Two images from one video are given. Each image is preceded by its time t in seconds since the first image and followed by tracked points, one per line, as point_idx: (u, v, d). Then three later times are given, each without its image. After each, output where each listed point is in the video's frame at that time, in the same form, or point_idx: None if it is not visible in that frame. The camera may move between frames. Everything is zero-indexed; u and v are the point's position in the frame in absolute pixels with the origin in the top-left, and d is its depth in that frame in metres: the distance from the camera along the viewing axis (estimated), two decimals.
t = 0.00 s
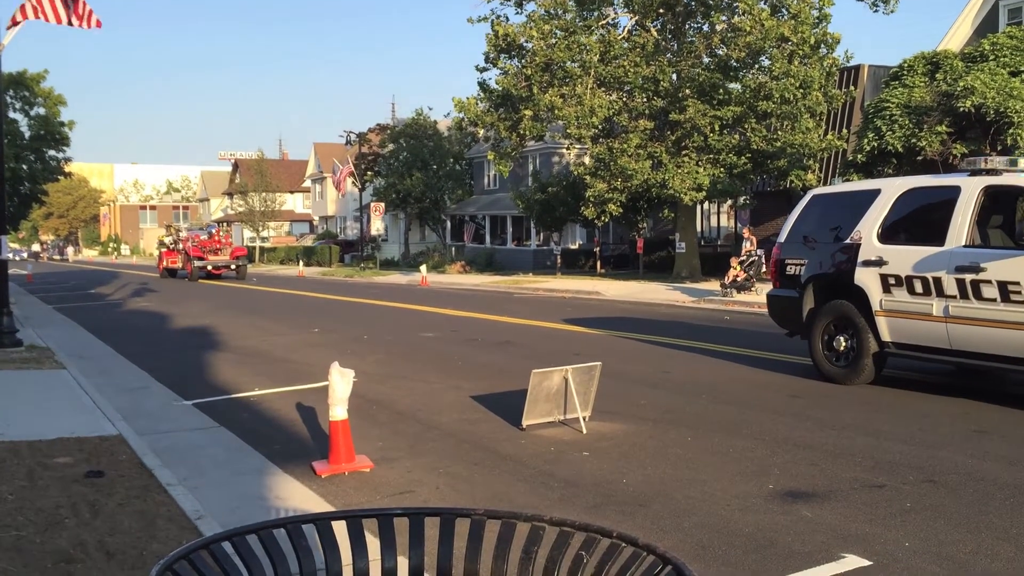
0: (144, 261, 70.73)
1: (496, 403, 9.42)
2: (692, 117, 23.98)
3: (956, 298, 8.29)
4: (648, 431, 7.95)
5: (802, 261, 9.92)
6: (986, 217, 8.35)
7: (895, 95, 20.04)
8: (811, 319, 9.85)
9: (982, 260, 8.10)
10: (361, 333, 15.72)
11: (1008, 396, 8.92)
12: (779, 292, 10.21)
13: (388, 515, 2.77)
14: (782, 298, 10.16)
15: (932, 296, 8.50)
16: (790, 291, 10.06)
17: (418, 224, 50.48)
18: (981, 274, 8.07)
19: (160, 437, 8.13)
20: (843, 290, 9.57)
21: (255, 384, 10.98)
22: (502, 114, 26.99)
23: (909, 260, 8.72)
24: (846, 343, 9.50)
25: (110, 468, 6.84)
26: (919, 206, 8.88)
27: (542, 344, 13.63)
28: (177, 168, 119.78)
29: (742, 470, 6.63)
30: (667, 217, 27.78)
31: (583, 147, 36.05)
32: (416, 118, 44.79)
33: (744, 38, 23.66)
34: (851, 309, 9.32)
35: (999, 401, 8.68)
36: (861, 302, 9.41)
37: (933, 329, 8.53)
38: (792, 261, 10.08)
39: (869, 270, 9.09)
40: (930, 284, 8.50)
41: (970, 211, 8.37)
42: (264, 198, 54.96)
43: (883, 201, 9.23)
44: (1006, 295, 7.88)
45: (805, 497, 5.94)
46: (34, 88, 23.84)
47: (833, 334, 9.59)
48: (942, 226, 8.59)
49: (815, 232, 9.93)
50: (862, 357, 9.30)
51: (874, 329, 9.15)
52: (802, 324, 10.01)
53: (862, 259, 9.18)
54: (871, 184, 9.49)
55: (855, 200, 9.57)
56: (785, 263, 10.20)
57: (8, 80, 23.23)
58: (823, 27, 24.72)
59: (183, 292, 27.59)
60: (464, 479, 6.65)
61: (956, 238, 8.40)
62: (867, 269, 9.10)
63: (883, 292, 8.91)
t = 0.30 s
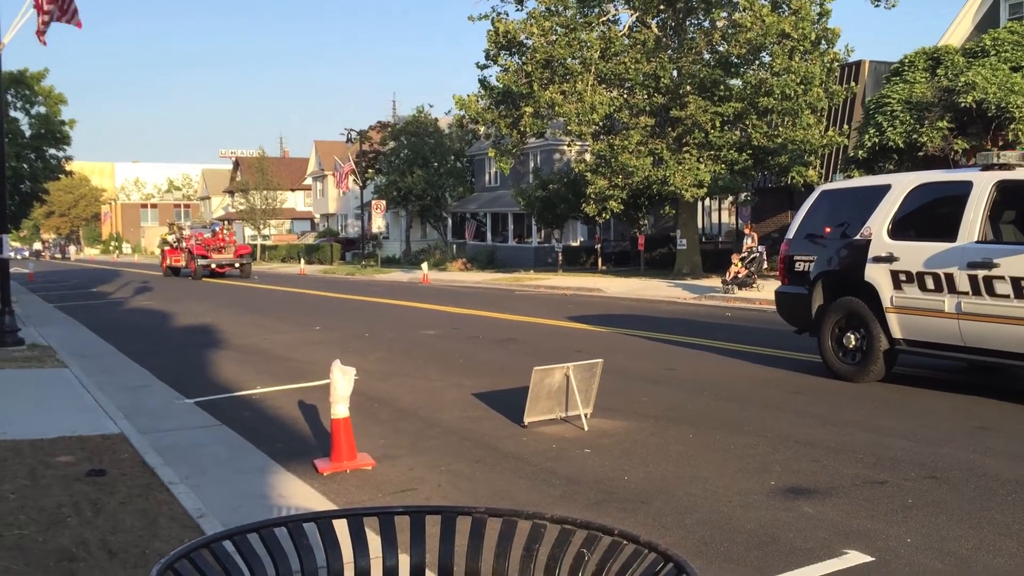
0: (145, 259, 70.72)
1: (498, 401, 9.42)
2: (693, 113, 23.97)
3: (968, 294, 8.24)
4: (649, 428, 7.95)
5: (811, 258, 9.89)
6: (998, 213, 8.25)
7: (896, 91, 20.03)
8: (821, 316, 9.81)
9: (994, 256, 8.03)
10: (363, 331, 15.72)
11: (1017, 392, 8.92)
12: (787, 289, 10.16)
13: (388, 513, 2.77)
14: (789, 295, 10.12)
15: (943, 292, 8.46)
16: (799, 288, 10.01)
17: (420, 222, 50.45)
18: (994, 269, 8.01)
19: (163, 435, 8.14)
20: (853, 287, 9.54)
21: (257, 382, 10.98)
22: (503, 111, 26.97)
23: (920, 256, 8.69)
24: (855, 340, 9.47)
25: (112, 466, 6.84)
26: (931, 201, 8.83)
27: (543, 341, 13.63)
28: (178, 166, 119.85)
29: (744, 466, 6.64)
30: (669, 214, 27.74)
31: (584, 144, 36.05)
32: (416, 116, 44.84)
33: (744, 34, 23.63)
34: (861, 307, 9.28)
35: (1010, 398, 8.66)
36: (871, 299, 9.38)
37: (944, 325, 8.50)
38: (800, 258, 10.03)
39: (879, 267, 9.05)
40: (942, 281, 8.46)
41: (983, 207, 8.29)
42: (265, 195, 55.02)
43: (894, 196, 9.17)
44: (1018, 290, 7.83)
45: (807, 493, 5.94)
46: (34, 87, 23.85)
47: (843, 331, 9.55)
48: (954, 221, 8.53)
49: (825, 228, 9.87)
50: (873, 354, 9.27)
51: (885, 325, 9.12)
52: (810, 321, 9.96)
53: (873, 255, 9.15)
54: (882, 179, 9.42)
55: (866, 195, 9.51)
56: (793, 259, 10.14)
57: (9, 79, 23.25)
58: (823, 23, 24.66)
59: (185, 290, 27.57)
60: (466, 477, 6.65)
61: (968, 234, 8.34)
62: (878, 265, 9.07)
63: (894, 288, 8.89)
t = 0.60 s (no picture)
0: (149, 257, 70.78)
1: (502, 398, 9.41)
2: (697, 110, 23.95)
3: (987, 292, 8.06)
4: (653, 425, 7.95)
5: (826, 255, 9.74)
6: (1019, 208, 8.06)
7: (900, 87, 19.99)
8: (835, 313, 9.66)
9: (1014, 252, 7.86)
10: (367, 328, 15.71)
11: None
12: (800, 287, 10.01)
13: (393, 510, 2.76)
14: (803, 292, 9.97)
15: (962, 289, 8.28)
16: (813, 285, 9.87)
17: (423, 219, 50.44)
18: (1014, 266, 7.83)
19: (167, 433, 8.15)
20: (868, 284, 9.41)
21: (261, 380, 10.98)
22: (506, 108, 26.96)
23: (938, 252, 8.51)
24: (871, 338, 9.32)
25: (117, 464, 6.85)
26: (949, 196, 8.64)
27: (547, 338, 13.62)
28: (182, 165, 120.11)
29: (748, 463, 6.63)
30: (673, 211, 27.72)
31: (587, 141, 36.05)
32: (420, 113, 45.17)
33: (748, 31, 23.62)
34: (877, 303, 9.13)
35: None
36: (887, 296, 9.22)
37: (962, 323, 8.32)
38: (815, 254, 9.88)
39: (896, 263, 8.87)
40: (960, 278, 8.28)
41: (1002, 203, 8.10)
42: (270, 193, 55.13)
43: (911, 191, 8.97)
44: None
45: (811, 490, 5.94)
46: (38, 86, 23.90)
47: (859, 329, 9.41)
48: (973, 218, 8.34)
49: (839, 224, 9.71)
50: (889, 352, 9.11)
51: (902, 323, 8.96)
52: (824, 319, 9.81)
53: (889, 251, 8.97)
54: (899, 173, 9.22)
55: (882, 189, 9.32)
56: (807, 256, 9.98)
57: (14, 78, 23.30)
58: (827, 19, 24.60)
59: (191, 288, 27.58)
60: (470, 475, 6.64)
61: (988, 230, 8.16)
62: (894, 262, 8.89)
63: (911, 285, 8.71)
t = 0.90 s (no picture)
0: (154, 256, 70.95)
1: (507, 397, 9.41)
2: (701, 108, 23.93)
3: (1010, 291, 7.88)
4: (658, 424, 7.93)
5: (842, 254, 9.59)
6: None
7: (905, 86, 19.95)
8: (853, 314, 9.52)
9: None
10: (372, 327, 15.72)
11: None
12: (817, 286, 9.87)
13: (398, 509, 2.76)
14: (819, 292, 9.83)
15: (984, 289, 8.12)
16: (830, 285, 9.72)
17: (428, 218, 50.46)
18: None
19: (173, 432, 8.16)
20: (885, 283, 9.25)
21: (265, 379, 10.99)
22: (511, 107, 26.95)
23: (959, 252, 8.34)
24: (890, 338, 9.17)
25: (122, 462, 6.87)
26: (969, 194, 8.45)
27: (552, 337, 13.61)
28: (188, 164, 120.39)
29: (753, 463, 6.62)
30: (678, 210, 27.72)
31: (592, 140, 36.05)
32: (426, 112, 44.98)
33: (753, 30, 23.62)
34: (895, 303, 9.00)
35: None
36: (907, 296, 9.07)
37: (985, 323, 8.15)
38: (831, 254, 9.74)
39: (916, 262, 8.71)
40: (982, 277, 8.11)
41: None
42: (274, 192, 55.27)
43: (930, 189, 8.79)
44: None
45: (817, 489, 5.92)
46: (43, 85, 23.95)
47: (877, 329, 9.27)
48: (995, 216, 8.15)
49: (856, 222, 9.56)
50: (909, 352, 8.96)
51: (922, 322, 8.78)
52: (841, 319, 9.66)
53: (909, 250, 8.80)
54: (917, 171, 9.04)
55: (900, 187, 9.15)
56: (824, 255, 9.85)
57: (19, 77, 23.35)
58: (832, 17, 24.53)
59: (198, 287, 27.59)
60: (475, 473, 6.64)
61: (1009, 229, 7.97)
62: (914, 261, 8.72)
63: (931, 284, 8.55)
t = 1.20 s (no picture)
0: (158, 256, 71.10)
1: (511, 397, 9.41)
2: (705, 109, 23.85)
3: None
4: (662, 425, 7.93)
5: (861, 254, 9.44)
6: None
7: (910, 86, 19.89)
8: (871, 315, 9.36)
9: None
10: (376, 327, 15.74)
11: None
12: (833, 286, 9.72)
13: (404, 509, 2.76)
14: (836, 292, 9.67)
15: (1007, 290, 7.97)
16: (846, 285, 9.57)
17: (431, 218, 50.46)
18: None
19: (178, 432, 8.18)
20: (903, 284, 9.13)
21: (270, 379, 11.01)
22: (514, 107, 26.95)
23: (980, 252, 8.20)
24: (909, 341, 8.99)
25: (127, 462, 6.88)
26: (990, 194, 8.32)
27: (556, 337, 13.60)
28: (192, 165, 120.57)
29: (757, 463, 6.61)
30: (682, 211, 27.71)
31: (595, 140, 36.08)
32: (429, 113, 45.23)
33: (757, 30, 23.61)
34: (915, 304, 8.83)
35: None
36: (925, 296, 8.93)
37: (1008, 324, 8.00)
38: (849, 254, 9.59)
39: (936, 263, 8.57)
40: (1005, 278, 7.97)
41: None
42: (278, 192, 55.38)
43: (950, 189, 8.68)
44: None
45: (821, 489, 5.91)
46: (47, 85, 24.00)
47: (895, 331, 9.10)
48: (1017, 216, 8.02)
49: (874, 222, 9.43)
50: (928, 354, 8.78)
51: (941, 324, 8.64)
52: (858, 320, 9.52)
53: (929, 250, 8.66)
54: (937, 172, 8.94)
55: (919, 188, 9.05)
56: (841, 255, 9.72)
57: (23, 77, 23.40)
58: (837, 17, 24.49)
59: (202, 287, 27.60)
60: (479, 473, 6.64)
61: None
62: (934, 261, 8.58)
63: (952, 285, 8.41)
